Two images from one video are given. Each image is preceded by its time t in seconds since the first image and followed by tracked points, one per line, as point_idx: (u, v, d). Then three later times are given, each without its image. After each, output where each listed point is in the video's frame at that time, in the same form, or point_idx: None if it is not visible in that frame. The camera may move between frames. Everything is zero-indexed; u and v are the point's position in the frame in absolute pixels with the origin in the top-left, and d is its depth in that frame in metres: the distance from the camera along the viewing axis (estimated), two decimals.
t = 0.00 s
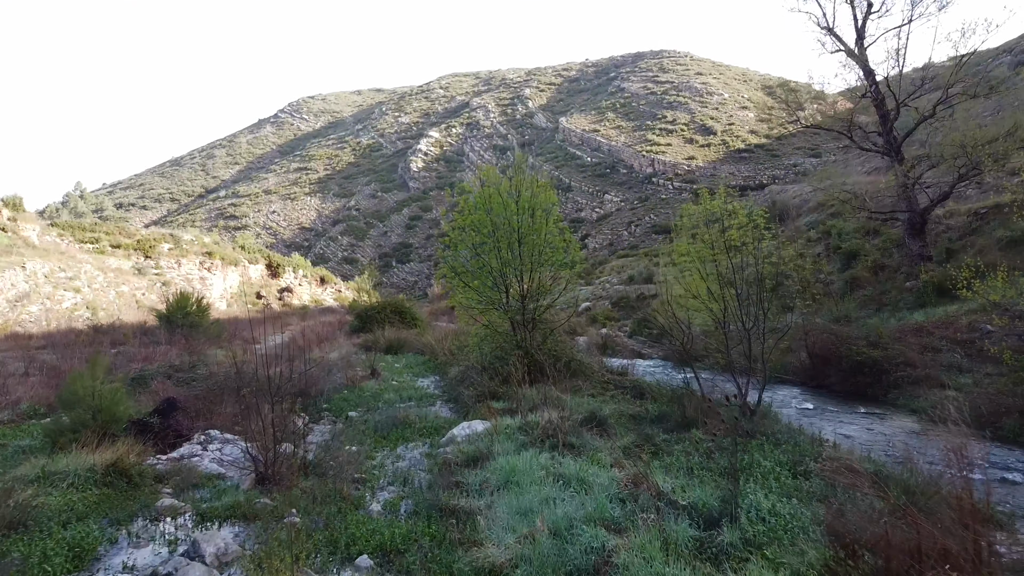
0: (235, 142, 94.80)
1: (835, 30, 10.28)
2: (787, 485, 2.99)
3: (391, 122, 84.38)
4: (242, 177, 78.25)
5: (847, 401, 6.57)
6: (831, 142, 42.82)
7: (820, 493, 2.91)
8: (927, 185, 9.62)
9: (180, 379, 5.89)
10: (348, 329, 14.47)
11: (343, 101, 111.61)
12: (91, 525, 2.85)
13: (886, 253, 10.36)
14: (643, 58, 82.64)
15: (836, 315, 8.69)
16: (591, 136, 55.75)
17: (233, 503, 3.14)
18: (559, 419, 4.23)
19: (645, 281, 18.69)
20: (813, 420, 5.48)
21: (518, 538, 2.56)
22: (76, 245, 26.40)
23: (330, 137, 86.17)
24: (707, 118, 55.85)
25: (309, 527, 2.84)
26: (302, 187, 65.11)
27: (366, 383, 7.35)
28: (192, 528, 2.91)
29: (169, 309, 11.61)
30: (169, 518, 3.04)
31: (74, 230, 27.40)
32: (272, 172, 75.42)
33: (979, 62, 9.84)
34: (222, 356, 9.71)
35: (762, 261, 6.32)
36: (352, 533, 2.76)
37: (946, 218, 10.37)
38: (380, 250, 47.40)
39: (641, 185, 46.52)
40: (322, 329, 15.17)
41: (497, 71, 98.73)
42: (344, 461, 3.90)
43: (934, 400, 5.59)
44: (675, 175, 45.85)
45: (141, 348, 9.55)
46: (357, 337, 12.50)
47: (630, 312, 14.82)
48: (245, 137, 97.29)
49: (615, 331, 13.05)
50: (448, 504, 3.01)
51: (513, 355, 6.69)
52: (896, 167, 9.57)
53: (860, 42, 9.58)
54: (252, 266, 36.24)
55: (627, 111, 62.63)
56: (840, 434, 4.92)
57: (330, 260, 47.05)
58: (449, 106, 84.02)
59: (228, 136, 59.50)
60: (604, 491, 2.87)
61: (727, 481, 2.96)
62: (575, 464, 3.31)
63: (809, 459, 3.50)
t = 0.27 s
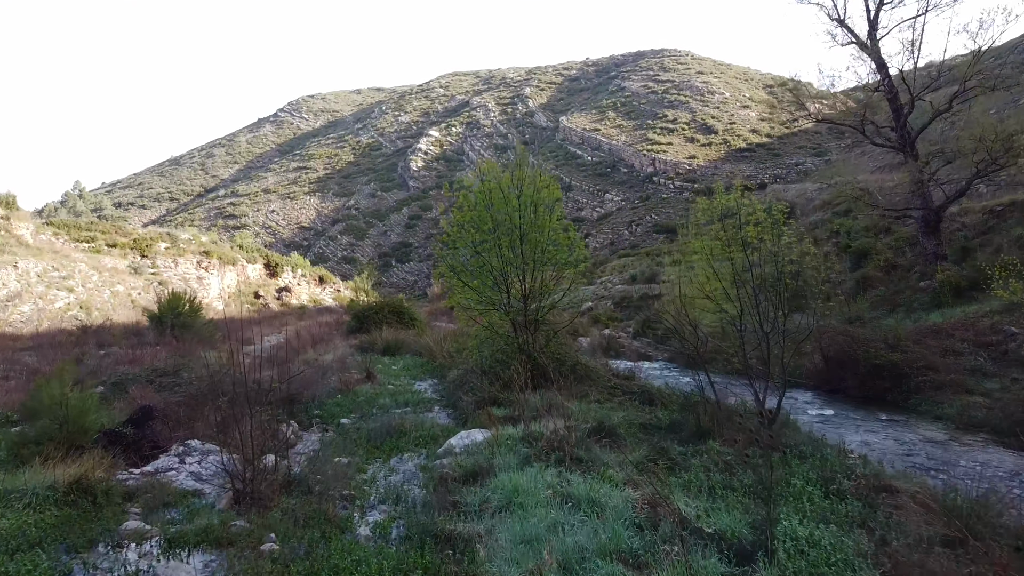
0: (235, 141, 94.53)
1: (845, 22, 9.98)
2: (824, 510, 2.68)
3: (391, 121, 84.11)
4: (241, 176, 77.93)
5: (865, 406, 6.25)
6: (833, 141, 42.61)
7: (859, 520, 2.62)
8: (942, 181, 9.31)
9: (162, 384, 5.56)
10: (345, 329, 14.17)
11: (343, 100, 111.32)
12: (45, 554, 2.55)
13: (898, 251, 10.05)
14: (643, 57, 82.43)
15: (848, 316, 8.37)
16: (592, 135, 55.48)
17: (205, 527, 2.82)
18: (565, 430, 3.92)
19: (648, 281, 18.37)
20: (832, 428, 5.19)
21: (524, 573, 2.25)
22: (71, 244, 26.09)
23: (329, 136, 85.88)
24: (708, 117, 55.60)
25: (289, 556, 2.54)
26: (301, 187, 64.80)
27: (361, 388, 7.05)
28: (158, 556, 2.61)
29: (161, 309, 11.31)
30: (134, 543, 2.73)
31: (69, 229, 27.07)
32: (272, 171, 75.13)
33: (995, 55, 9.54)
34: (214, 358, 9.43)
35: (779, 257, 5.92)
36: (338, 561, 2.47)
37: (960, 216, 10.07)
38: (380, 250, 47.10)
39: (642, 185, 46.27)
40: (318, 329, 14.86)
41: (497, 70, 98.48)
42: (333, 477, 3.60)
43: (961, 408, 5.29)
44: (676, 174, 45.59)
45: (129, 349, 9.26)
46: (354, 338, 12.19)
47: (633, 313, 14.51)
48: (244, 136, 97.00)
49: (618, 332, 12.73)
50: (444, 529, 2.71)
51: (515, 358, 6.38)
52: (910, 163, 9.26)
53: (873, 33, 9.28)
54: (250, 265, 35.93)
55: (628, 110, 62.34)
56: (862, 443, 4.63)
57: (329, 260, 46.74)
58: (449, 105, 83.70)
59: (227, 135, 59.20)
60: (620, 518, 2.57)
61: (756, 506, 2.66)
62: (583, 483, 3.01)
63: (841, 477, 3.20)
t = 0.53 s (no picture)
0: (234, 141, 94.34)
1: (855, 15, 9.69)
2: (862, 536, 2.41)
3: (391, 120, 83.94)
4: (241, 175, 77.71)
5: (882, 412, 5.95)
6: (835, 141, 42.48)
7: (904, 549, 2.34)
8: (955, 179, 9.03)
9: (144, 390, 5.29)
10: (342, 329, 13.89)
11: (343, 100, 111.11)
12: None
13: (909, 250, 9.77)
14: (644, 56, 82.30)
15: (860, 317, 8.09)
16: (592, 135, 55.28)
17: (176, 552, 2.55)
18: (570, 441, 3.64)
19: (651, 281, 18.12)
20: (850, 435, 4.91)
21: None
22: (66, 243, 25.82)
23: (328, 135, 85.67)
24: (709, 116, 55.44)
25: None
26: (300, 186, 64.61)
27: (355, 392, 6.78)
28: None
29: (152, 309, 11.04)
30: (97, 570, 2.47)
31: (65, 228, 26.80)
32: (271, 170, 74.93)
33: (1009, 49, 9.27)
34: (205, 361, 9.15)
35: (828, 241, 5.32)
36: None
37: (972, 214, 9.79)
38: (379, 249, 46.87)
39: (642, 184, 46.10)
40: (315, 330, 14.59)
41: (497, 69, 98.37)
42: (320, 491, 3.35)
43: (986, 414, 5.01)
44: (676, 173, 45.46)
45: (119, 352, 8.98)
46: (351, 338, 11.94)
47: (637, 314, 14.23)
48: (244, 135, 96.79)
49: (622, 333, 12.46)
50: (440, 556, 2.44)
51: (515, 362, 6.11)
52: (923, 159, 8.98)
53: (885, 26, 9.00)
54: (248, 265, 35.66)
55: (628, 109, 62.18)
56: (885, 452, 4.37)
57: (329, 259, 46.54)
58: (449, 104, 83.55)
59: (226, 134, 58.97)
60: (636, 547, 2.30)
61: (787, 532, 2.39)
62: (593, 503, 2.74)
63: (873, 495, 2.92)
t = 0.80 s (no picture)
0: (234, 140, 94.19)
1: (867, 7, 9.41)
2: (911, 570, 2.14)
3: (391, 119, 83.76)
4: (240, 175, 77.51)
5: (902, 419, 5.67)
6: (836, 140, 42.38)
7: None
8: (971, 175, 8.75)
9: (124, 396, 5.02)
10: (340, 329, 13.61)
11: (343, 99, 110.93)
12: None
13: (921, 250, 9.49)
14: (645, 55, 82.15)
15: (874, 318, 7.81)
16: (593, 134, 55.12)
17: None
18: (577, 454, 3.37)
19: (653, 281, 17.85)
20: (870, 443, 4.65)
21: None
22: (63, 243, 25.56)
23: (328, 135, 85.47)
24: (710, 116, 55.30)
25: None
26: (299, 186, 64.40)
27: (350, 396, 6.52)
28: None
29: (143, 310, 10.76)
30: None
31: (61, 227, 26.52)
32: (271, 169, 74.71)
33: None
34: (196, 364, 8.88)
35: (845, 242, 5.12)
36: None
37: (986, 212, 9.53)
38: (379, 248, 46.63)
39: (643, 183, 45.93)
40: (312, 331, 14.31)
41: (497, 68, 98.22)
42: (307, 509, 3.10)
43: (1015, 423, 4.74)
44: (678, 173, 45.30)
45: (107, 354, 8.70)
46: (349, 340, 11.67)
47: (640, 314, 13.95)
48: (244, 135, 96.62)
49: (626, 334, 12.19)
50: None
51: (517, 367, 5.85)
52: (937, 155, 8.68)
53: (896, 18, 8.74)
54: (247, 264, 35.38)
55: (629, 109, 61.98)
56: (910, 462, 4.10)
57: (328, 259, 46.31)
58: (449, 104, 83.37)
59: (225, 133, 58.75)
60: None
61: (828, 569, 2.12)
62: (603, 529, 2.46)
63: (914, 515, 2.65)
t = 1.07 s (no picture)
0: (233, 139, 93.85)
1: None
2: None
3: (391, 118, 83.55)
4: (239, 174, 77.19)
5: (928, 426, 5.37)
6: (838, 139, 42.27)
7: None
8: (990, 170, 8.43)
9: (98, 405, 4.71)
10: (336, 330, 13.30)
11: (343, 98, 110.69)
12: None
13: (937, 248, 9.17)
14: (645, 54, 81.96)
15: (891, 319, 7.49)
16: (594, 133, 54.88)
17: None
18: (587, 472, 3.06)
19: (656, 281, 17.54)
20: (899, 455, 4.34)
21: None
22: (57, 242, 25.25)
23: (327, 134, 85.21)
24: (711, 114, 55.10)
25: None
26: (299, 185, 64.17)
27: (343, 402, 6.20)
28: None
29: (133, 311, 10.43)
30: None
31: (56, 226, 26.20)
32: (270, 168, 74.43)
33: None
34: (186, 368, 8.57)
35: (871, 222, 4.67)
36: None
37: (1004, 209, 9.22)
38: (378, 248, 46.37)
39: (644, 182, 45.73)
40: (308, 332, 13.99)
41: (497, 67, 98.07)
42: (288, 533, 2.79)
43: None
44: (679, 172, 45.10)
45: (93, 357, 8.38)
46: (345, 341, 11.35)
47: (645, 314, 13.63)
48: (243, 134, 96.30)
49: (630, 336, 11.86)
50: None
51: (519, 372, 5.53)
52: (955, 150, 8.37)
53: (913, 8, 8.43)
54: (244, 263, 35.07)
55: (630, 108, 61.72)
56: (946, 477, 3.79)
57: (327, 259, 46.03)
58: (449, 103, 83.11)
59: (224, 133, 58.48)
60: None
61: None
62: (620, 565, 2.15)
63: (976, 548, 2.34)
